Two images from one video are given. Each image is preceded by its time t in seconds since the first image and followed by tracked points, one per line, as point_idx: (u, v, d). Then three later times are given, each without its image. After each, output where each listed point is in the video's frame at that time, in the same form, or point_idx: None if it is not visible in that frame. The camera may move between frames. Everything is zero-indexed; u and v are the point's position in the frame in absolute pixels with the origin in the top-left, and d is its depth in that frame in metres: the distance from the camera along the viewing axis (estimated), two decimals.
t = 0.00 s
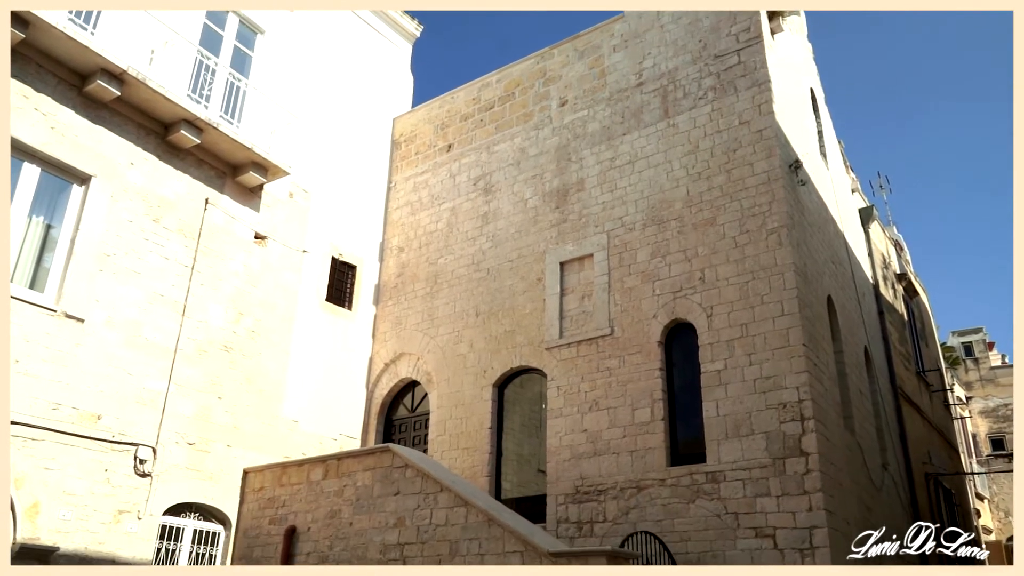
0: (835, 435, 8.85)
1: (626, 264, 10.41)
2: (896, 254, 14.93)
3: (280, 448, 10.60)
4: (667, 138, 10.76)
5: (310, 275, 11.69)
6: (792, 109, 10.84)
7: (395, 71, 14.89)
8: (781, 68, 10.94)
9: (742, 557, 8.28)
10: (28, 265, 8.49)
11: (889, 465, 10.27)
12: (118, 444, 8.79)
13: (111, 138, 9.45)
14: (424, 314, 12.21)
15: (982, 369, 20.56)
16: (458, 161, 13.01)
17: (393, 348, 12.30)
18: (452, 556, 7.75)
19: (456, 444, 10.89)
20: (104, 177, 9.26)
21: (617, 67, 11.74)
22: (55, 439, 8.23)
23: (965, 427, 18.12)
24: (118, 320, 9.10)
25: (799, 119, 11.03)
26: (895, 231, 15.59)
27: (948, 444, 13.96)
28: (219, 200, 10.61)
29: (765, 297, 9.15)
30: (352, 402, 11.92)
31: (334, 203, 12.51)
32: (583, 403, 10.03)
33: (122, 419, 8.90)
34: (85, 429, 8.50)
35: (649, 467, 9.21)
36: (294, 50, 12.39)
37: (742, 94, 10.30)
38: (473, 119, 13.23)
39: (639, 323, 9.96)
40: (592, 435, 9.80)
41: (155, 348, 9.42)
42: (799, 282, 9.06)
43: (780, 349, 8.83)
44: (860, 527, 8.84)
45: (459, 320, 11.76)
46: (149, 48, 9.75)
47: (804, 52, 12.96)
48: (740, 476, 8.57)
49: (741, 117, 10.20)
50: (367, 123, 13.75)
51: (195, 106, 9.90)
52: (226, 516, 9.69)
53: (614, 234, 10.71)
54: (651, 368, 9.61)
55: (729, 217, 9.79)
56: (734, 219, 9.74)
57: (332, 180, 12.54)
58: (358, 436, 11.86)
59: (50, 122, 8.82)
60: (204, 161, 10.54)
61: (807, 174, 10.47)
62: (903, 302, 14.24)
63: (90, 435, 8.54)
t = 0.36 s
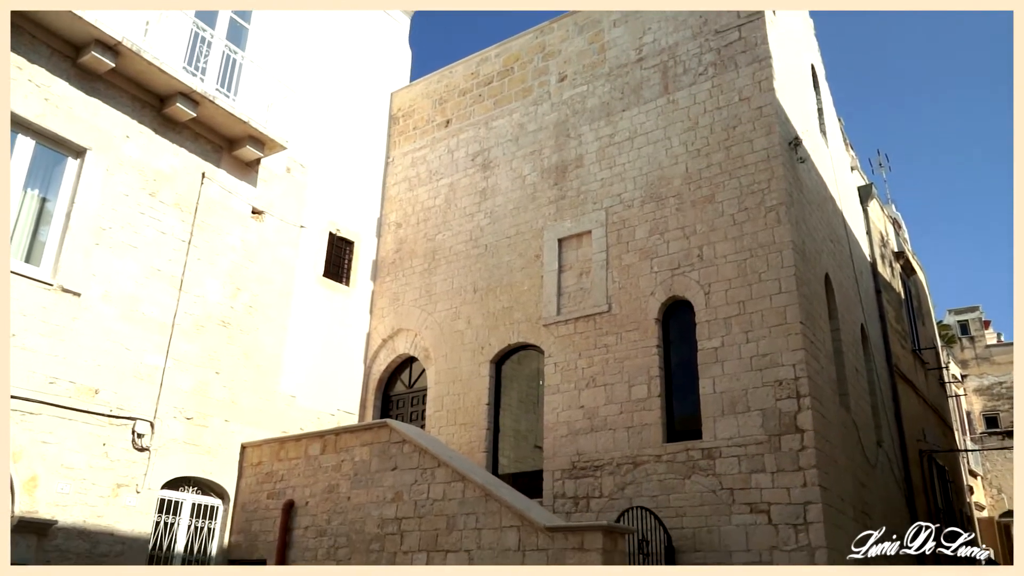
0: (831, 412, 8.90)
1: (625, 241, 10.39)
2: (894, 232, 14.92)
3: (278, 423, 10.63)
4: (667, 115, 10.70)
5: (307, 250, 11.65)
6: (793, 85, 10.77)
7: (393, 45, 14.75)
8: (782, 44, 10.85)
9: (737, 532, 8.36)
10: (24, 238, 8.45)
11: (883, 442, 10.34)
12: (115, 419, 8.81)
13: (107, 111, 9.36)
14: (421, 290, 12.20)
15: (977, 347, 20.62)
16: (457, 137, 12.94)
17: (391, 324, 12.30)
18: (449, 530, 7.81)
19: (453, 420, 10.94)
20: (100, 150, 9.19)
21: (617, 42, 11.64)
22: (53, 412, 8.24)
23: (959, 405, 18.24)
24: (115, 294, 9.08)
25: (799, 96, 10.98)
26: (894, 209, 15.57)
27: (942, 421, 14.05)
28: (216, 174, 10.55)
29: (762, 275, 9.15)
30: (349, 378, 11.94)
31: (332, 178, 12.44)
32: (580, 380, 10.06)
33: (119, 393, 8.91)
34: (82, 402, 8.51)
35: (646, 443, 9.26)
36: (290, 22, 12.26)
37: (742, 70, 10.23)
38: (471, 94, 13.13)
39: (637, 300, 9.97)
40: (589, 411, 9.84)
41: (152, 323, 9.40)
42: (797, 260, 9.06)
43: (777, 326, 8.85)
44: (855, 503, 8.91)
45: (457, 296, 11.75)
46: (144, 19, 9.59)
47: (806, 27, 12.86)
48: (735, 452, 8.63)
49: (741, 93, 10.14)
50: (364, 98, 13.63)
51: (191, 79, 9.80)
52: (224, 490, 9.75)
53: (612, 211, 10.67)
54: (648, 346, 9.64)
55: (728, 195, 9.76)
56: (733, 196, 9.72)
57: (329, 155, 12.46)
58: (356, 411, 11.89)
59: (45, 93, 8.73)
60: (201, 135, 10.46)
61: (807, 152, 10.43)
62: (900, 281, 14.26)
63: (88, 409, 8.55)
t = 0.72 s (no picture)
0: (825, 389, 8.95)
1: (621, 219, 10.37)
2: (891, 211, 14.91)
3: (274, 400, 10.64)
4: (665, 91, 10.63)
5: (303, 227, 11.60)
6: (791, 62, 10.72)
7: (389, 20, 14.59)
8: (781, 20, 10.77)
9: (730, 508, 8.43)
10: (17, 213, 8.41)
11: (876, 420, 10.40)
12: (111, 394, 8.82)
13: (100, 85, 9.28)
14: (418, 268, 12.18)
15: (972, 326, 20.67)
16: (453, 113, 12.86)
17: (387, 302, 12.30)
18: (445, 505, 7.85)
19: (449, 397, 10.98)
20: (93, 124, 9.11)
21: (614, 17, 11.53)
22: (48, 388, 8.24)
23: (952, 383, 18.38)
24: (110, 270, 9.05)
25: (798, 73, 10.92)
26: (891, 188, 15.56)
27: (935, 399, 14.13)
28: (211, 149, 10.47)
29: (759, 253, 9.15)
30: (346, 355, 11.95)
31: (328, 154, 12.37)
32: (576, 357, 10.09)
33: (115, 369, 8.91)
34: (78, 378, 8.51)
35: (641, 421, 9.31)
36: None
37: (741, 47, 10.15)
38: (468, 70, 13.03)
39: (633, 278, 9.97)
40: (585, 388, 9.88)
41: (147, 299, 9.38)
42: (793, 238, 9.05)
43: (773, 305, 8.86)
44: (847, 479, 8.99)
45: (453, 274, 11.74)
46: None
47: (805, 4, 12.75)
48: (730, 429, 8.68)
49: (739, 70, 10.08)
50: (360, 73, 13.52)
51: (185, 53, 9.71)
52: (221, 466, 9.75)
53: (609, 188, 10.64)
54: (644, 324, 9.65)
55: (725, 172, 9.74)
56: (730, 173, 9.69)
57: (325, 131, 12.38)
58: (352, 388, 11.92)
59: (36, 67, 8.64)
60: (195, 110, 10.38)
61: (804, 129, 10.39)
62: (896, 259, 14.28)
63: (83, 385, 8.56)
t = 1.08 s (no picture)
0: (817, 369, 8.99)
1: (616, 198, 10.35)
2: (885, 191, 14.92)
3: (268, 377, 10.63)
4: (661, 70, 10.57)
5: (297, 204, 11.54)
6: (788, 41, 10.65)
7: None
8: None
9: (722, 486, 8.49)
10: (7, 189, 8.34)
11: (868, 399, 10.47)
12: (104, 371, 8.80)
13: (90, 59, 9.17)
14: (412, 246, 12.15)
15: (964, 308, 20.88)
16: (447, 91, 12.77)
17: (381, 280, 12.27)
18: (439, 483, 7.88)
19: (443, 375, 10.99)
20: (84, 99, 9.02)
21: None
22: (40, 365, 8.21)
23: (944, 363, 18.50)
24: (102, 246, 9.00)
25: (794, 52, 10.87)
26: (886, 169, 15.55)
27: (927, 379, 14.23)
28: (203, 125, 10.38)
29: (753, 233, 9.15)
30: (340, 333, 11.95)
31: (321, 132, 12.28)
32: (569, 336, 10.11)
33: (107, 346, 8.88)
34: (70, 355, 8.48)
35: (634, 399, 9.36)
36: None
37: (737, 25, 10.08)
38: (463, 47, 12.92)
39: (628, 257, 9.96)
40: (579, 367, 9.90)
41: (139, 276, 9.34)
42: (787, 218, 9.05)
43: (766, 285, 8.88)
44: (838, 458, 9.05)
45: (447, 253, 11.71)
46: None
47: None
48: (722, 408, 8.72)
49: (736, 49, 10.01)
50: (354, 50, 13.39)
51: (176, 27, 9.60)
52: (215, 444, 9.77)
53: (604, 167, 10.61)
54: (638, 303, 9.67)
55: (720, 152, 9.71)
56: (726, 153, 9.67)
57: (318, 108, 12.28)
58: (346, 366, 11.92)
59: (25, 40, 8.53)
60: (186, 85, 10.28)
61: (800, 109, 10.35)
62: (890, 240, 14.30)
63: (76, 362, 8.53)
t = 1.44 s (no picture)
0: (806, 351, 9.04)
1: (608, 179, 10.33)
2: (876, 175, 14.95)
3: (257, 357, 10.61)
4: (654, 50, 10.52)
5: (287, 183, 11.47)
6: (782, 22, 10.62)
7: None
8: None
9: (710, 467, 8.55)
10: None
11: (856, 381, 10.55)
12: (92, 349, 8.75)
13: (77, 33, 9.06)
14: (403, 226, 12.11)
15: (952, 290, 20.95)
16: (440, 69, 12.68)
17: (372, 260, 12.23)
18: (429, 463, 7.90)
19: (434, 355, 11.00)
20: (71, 74, 8.92)
21: None
22: (27, 342, 8.16)
23: (931, 347, 18.66)
24: (89, 224, 8.92)
25: (788, 34, 10.83)
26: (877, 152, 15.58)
27: (914, 361, 14.33)
28: (192, 102, 10.28)
29: (744, 215, 9.16)
30: (330, 313, 11.92)
31: (312, 110, 12.18)
32: (560, 317, 10.12)
33: (95, 324, 8.83)
34: (58, 333, 8.43)
35: (624, 380, 9.39)
36: None
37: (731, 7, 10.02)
38: (455, 25, 12.81)
39: (619, 239, 9.96)
40: (569, 348, 9.92)
41: (128, 254, 9.27)
42: (779, 201, 9.06)
43: (757, 267, 8.90)
44: (825, 439, 9.13)
45: (438, 233, 11.67)
46: None
47: None
48: (712, 389, 8.77)
49: (729, 30, 9.96)
50: (345, 27, 13.26)
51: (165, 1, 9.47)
52: (204, 422, 9.74)
53: (596, 148, 10.58)
54: (629, 284, 9.68)
55: (712, 134, 9.70)
56: (718, 135, 9.65)
57: (309, 86, 12.17)
58: (337, 346, 11.90)
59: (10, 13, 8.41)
60: (175, 61, 10.16)
61: (793, 91, 10.34)
62: (880, 223, 14.36)
63: (63, 340, 8.48)
